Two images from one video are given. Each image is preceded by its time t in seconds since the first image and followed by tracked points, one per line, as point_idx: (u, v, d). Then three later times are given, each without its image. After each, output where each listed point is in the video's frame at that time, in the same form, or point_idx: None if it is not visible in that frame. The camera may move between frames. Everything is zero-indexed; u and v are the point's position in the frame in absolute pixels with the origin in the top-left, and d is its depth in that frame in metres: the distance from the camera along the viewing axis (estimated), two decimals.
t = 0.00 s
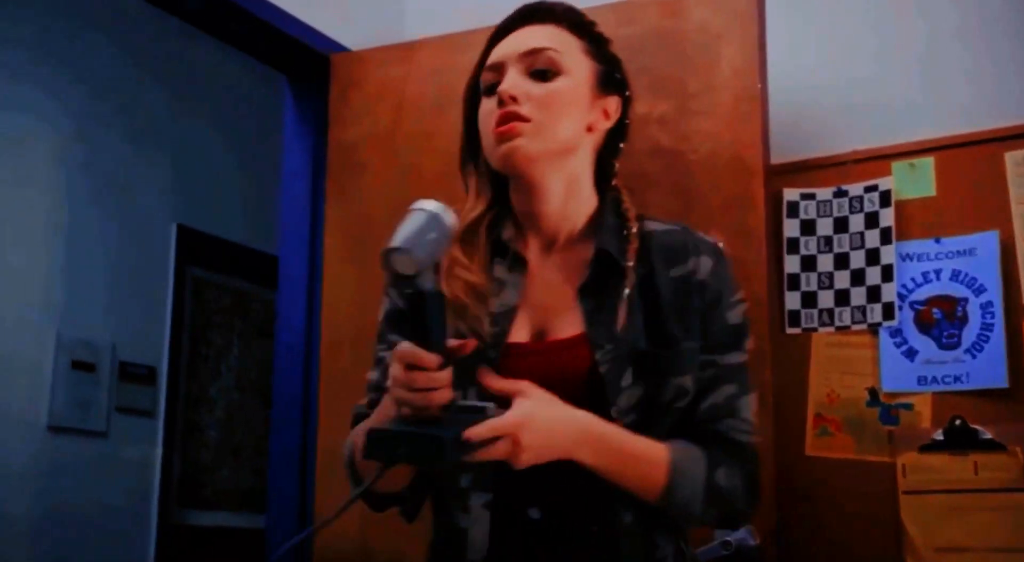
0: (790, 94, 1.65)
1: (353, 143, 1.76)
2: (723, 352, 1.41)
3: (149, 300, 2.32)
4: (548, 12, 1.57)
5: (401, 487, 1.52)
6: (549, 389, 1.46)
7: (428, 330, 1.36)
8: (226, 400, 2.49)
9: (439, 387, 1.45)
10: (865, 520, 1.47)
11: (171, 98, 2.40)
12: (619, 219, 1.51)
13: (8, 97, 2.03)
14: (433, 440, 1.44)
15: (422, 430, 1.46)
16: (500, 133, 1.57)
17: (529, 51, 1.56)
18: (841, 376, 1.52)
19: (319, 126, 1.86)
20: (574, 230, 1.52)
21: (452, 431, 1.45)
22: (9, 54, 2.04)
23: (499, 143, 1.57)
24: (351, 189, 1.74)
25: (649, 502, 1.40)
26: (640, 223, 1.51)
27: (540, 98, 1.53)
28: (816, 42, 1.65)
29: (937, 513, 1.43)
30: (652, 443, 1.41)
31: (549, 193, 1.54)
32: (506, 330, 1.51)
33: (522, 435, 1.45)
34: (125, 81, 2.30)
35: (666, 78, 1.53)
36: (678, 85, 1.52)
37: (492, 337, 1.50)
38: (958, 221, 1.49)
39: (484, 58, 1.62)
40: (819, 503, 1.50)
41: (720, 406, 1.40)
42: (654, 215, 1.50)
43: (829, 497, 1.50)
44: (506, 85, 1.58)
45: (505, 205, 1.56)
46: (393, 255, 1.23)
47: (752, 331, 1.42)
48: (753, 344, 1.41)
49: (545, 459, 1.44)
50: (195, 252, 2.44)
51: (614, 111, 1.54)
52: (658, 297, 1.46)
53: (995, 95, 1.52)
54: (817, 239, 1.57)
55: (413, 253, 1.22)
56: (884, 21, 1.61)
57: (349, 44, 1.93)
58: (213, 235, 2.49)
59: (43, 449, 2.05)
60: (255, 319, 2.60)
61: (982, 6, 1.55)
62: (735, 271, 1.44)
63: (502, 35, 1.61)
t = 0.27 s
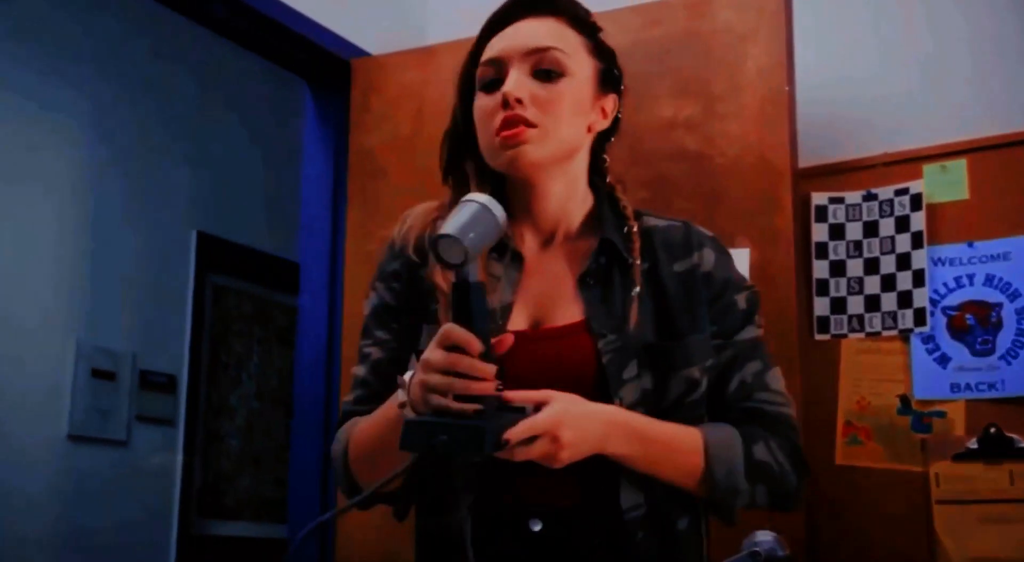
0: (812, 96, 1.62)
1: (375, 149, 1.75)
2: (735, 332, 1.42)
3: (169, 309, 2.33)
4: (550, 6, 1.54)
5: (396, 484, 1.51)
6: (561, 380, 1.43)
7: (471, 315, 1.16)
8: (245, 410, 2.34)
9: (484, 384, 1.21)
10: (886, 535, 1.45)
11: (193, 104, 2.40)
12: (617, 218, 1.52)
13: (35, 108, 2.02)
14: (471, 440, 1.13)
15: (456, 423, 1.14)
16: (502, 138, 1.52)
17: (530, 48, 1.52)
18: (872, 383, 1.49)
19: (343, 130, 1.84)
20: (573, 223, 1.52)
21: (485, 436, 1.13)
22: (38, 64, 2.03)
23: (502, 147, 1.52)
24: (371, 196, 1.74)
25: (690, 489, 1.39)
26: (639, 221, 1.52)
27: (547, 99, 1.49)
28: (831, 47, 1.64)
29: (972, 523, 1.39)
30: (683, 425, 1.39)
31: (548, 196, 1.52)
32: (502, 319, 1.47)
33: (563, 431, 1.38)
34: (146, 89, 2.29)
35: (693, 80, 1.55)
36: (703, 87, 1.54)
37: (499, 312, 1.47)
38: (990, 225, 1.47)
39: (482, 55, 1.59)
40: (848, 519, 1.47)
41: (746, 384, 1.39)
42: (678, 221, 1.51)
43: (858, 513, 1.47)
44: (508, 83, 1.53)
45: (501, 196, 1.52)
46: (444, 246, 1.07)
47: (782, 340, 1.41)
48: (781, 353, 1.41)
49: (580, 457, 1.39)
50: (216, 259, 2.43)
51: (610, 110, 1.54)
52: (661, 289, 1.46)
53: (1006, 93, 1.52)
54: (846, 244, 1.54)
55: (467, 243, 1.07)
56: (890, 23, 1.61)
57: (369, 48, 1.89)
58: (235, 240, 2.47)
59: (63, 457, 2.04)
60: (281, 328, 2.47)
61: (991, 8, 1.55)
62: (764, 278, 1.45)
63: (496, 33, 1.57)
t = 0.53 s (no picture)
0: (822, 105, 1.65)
1: (392, 154, 1.73)
2: (709, 352, 1.15)
3: (188, 315, 2.31)
4: (540, 10, 1.23)
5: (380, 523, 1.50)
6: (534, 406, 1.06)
7: (458, 333, 0.86)
8: (264, 416, 2.42)
9: (470, 409, 0.87)
10: (920, 532, 1.43)
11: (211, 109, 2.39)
12: (591, 226, 1.23)
13: (56, 115, 2.04)
14: (473, 457, 0.84)
15: (449, 438, 0.86)
16: (489, 153, 1.16)
17: (520, 61, 1.19)
18: (901, 389, 1.47)
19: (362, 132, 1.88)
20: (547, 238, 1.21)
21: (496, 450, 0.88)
22: (56, 72, 2.04)
23: (486, 166, 1.16)
24: (391, 198, 1.72)
25: (652, 505, 1.08)
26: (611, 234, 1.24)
27: (540, 118, 1.17)
28: (838, 52, 1.66)
29: (1003, 533, 1.36)
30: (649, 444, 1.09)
31: (521, 211, 1.19)
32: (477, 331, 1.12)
33: (548, 453, 0.98)
34: (164, 96, 2.28)
35: (716, 84, 1.54)
36: (728, 91, 1.53)
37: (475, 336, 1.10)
38: (1021, 228, 1.42)
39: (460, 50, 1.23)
40: (879, 519, 1.46)
41: (716, 407, 1.13)
42: (702, 224, 1.53)
43: (889, 514, 1.45)
44: (495, 98, 1.18)
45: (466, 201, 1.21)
46: (427, 260, 0.82)
47: (809, 348, 1.44)
48: (808, 360, 1.44)
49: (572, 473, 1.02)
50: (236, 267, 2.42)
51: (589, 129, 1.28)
52: (632, 300, 1.18)
53: (1003, 90, 1.52)
54: (873, 248, 1.52)
55: (456, 256, 0.82)
56: (894, 24, 1.62)
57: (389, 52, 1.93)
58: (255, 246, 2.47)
59: (82, 465, 2.04)
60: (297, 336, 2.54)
61: (993, 6, 1.55)
62: (789, 284, 1.46)
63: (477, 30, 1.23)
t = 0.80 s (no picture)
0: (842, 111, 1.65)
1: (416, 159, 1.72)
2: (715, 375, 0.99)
3: (211, 319, 2.30)
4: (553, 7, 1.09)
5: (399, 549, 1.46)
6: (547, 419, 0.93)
7: (488, 307, 0.80)
8: (289, 425, 2.33)
9: (499, 386, 0.79)
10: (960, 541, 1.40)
11: (232, 113, 2.38)
12: (596, 233, 1.08)
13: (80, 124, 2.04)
14: (508, 426, 0.80)
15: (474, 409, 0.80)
16: (496, 157, 1.00)
17: (531, 59, 1.05)
18: (936, 394, 1.44)
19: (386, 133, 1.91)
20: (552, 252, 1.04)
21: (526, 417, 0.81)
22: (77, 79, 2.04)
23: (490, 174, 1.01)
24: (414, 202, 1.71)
25: (645, 516, 0.91)
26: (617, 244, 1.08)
27: (551, 122, 1.02)
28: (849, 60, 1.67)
29: None
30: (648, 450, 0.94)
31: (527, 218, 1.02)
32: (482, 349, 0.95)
33: (572, 445, 0.85)
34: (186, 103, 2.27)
35: (745, 85, 1.52)
36: (757, 92, 1.51)
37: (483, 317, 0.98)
38: None
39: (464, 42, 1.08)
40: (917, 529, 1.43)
41: (716, 435, 0.96)
42: (731, 227, 1.50)
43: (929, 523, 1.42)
44: (504, 100, 1.03)
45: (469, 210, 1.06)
46: (463, 227, 0.79)
47: (840, 352, 1.41)
48: (840, 366, 1.41)
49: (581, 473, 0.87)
50: (262, 274, 2.39)
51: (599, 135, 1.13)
52: (636, 317, 1.01)
53: (1008, 87, 1.55)
54: (907, 251, 1.49)
55: (492, 222, 0.78)
56: (901, 26, 1.64)
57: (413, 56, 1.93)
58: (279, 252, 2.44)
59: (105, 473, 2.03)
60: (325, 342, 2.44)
61: (998, 2, 1.57)
62: (820, 287, 1.44)
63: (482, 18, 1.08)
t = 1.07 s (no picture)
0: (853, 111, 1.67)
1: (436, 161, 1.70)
2: (726, 375, 1.09)
3: (229, 324, 2.29)
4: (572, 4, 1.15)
5: None
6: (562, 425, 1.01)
7: (518, 263, 0.83)
8: (307, 428, 2.35)
9: (521, 343, 0.82)
10: (991, 546, 1.38)
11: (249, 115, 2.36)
12: (603, 233, 1.17)
13: (103, 127, 2.01)
14: (525, 379, 0.79)
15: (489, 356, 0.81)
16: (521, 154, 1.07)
17: (554, 59, 1.11)
18: (967, 397, 1.41)
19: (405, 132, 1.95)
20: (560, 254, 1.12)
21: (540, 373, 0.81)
22: (97, 76, 2.00)
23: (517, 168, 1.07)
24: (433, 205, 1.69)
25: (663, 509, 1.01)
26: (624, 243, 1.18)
27: (573, 122, 1.09)
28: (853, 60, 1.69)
29: None
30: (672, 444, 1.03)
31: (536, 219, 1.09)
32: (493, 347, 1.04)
33: (588, 411, 0.92)
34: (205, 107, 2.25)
35: (771, 84, 1.50)
36: (784, 91, 1.49)
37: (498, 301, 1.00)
38: None
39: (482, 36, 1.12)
40: (946, 535, 1.41)
41: (734, 435, 1.07)
42: (756, 227, 1.48)
43: (958, 529, 1.40)
44: (533, 100, 1.09)
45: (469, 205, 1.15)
46: (495, 185, 0.81)
47: (870, 355, 1.39)
48: (868, 369, 1.39)
49: (602, 448, 0.95)
50: (277, 276, 2.38)
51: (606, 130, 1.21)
52: (651, 318, 1.11)
53: (1007, 88, 1.56)
54: (938, 250, 1.47)
55: (525, 183, 0.81)
56: (905, 25, 1.65)
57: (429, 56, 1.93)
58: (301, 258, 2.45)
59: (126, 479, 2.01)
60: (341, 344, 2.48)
61: (999, 2, 1.58)
62: (848, 287, 1.42)
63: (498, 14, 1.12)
